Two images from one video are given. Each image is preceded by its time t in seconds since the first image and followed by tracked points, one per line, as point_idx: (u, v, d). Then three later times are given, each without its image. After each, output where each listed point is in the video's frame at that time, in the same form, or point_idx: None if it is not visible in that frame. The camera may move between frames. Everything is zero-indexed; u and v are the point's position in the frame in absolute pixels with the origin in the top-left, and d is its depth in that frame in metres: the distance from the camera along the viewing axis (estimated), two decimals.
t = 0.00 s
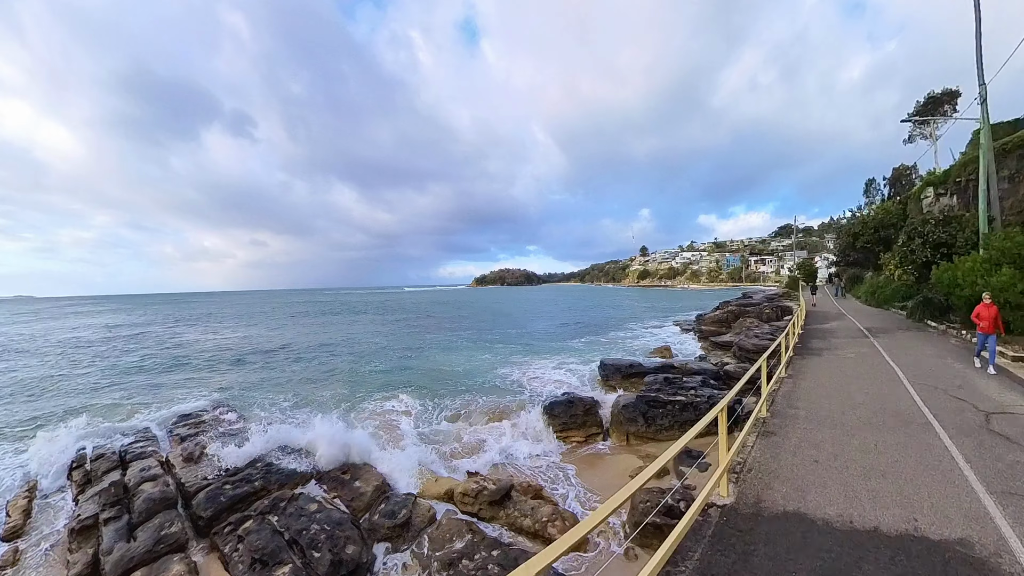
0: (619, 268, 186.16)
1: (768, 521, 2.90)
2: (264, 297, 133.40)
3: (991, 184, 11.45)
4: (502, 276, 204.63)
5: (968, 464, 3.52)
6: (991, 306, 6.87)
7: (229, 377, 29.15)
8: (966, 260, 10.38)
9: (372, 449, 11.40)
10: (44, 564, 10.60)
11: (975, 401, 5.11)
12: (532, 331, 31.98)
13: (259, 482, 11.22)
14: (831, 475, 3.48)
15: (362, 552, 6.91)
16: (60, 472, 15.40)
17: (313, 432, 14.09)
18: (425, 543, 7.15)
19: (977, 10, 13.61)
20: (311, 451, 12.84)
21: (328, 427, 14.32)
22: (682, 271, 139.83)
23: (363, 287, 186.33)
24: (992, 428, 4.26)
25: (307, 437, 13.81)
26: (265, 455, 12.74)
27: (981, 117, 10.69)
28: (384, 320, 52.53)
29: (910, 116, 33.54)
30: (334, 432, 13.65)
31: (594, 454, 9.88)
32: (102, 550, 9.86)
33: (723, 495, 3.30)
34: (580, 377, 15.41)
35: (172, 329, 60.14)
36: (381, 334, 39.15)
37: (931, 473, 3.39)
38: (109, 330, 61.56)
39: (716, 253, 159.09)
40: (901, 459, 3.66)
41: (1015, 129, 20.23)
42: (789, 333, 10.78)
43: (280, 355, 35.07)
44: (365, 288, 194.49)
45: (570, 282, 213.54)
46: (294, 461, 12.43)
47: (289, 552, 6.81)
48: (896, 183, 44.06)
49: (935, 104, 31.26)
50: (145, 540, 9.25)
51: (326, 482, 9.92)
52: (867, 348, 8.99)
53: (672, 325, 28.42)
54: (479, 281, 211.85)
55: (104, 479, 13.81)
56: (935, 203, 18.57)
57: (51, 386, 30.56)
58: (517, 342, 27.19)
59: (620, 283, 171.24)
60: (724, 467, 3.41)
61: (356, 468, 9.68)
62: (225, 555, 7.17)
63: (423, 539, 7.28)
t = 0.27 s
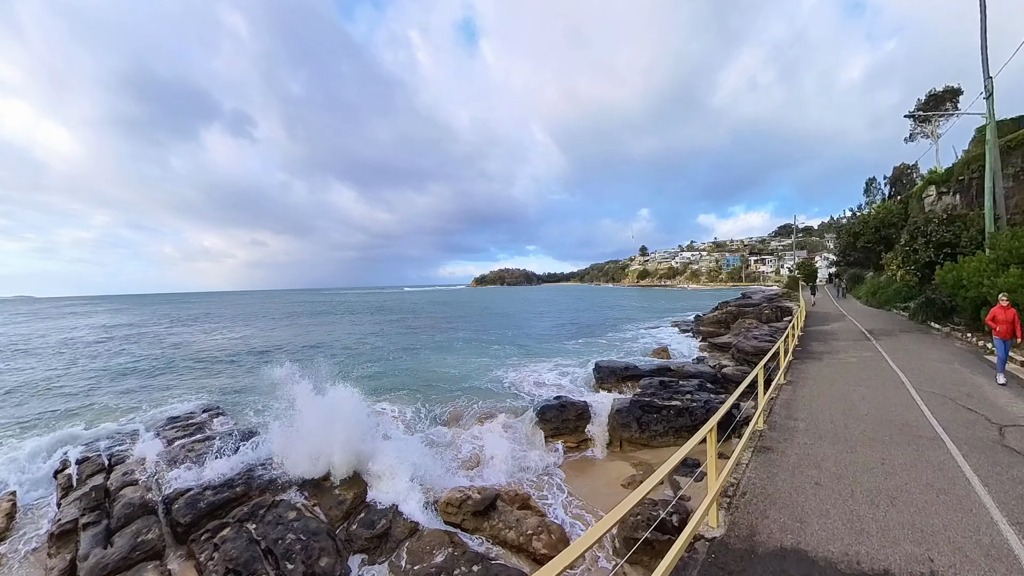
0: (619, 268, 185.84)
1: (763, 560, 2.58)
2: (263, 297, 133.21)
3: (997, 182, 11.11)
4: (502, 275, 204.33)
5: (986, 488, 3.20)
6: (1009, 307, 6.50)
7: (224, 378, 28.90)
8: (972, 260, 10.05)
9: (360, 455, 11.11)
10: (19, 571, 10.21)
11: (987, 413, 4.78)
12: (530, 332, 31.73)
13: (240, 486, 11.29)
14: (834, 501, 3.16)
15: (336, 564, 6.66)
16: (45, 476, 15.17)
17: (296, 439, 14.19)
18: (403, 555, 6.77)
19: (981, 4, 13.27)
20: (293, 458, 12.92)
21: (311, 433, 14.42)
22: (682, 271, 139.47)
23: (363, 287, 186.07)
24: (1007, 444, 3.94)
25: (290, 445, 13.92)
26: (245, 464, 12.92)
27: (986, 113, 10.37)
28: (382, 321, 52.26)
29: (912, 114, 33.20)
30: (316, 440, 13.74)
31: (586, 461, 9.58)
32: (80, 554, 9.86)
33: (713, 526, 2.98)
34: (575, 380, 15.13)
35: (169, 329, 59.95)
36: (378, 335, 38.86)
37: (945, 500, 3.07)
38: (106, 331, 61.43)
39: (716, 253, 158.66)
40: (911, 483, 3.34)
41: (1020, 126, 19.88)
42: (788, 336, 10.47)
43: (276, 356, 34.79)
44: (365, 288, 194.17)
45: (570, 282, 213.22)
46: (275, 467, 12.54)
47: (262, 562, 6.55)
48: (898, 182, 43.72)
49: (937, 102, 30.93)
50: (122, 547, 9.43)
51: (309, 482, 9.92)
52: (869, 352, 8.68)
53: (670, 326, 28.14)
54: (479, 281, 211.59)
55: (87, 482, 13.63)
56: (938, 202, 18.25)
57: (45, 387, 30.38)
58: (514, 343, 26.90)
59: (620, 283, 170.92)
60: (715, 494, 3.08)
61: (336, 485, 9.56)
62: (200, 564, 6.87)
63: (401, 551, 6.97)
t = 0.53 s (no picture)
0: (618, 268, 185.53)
1: None
2: (262, 297, 132.91)
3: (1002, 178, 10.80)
4: (502, 275, 204.12)
5: (1001, 505, 2.92)
6: None
7: (217, 379, 28.63)
8: (977, 258, 9.75)
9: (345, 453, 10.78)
10: None
11: (999, 420, 4.49)
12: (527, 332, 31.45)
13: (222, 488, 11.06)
14: (835, 523, 2.87)
15: (314, 568, 6.44)
16: (31, 478, 14.91)
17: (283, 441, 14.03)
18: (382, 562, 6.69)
19: None
20: (281, 456, 12.77)
21: (297, 434, 14.30)
22: (681, 271, 139.13)
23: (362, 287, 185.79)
24: None
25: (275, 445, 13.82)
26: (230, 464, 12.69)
27: (991, 107, 10.07)
28: (380, 321, 51.98)
29: (912, 112, 32.93)
30: (302, 443, 13.59)
31: (578, 465, 9.31)
32: (58, 555, 9.58)
33: (699, 550, 2.69)
34: (569, 381, 14.86)
35: (165, 329, 59.69)
36: (375, 335, 38.59)
37: (957, 521, 2.79)
38: (102, 330, 61.18)
39: (715, 252, 158.37)
40: (920, 500, 3.05)
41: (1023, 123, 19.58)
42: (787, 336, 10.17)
43: (271, 356, 34.52)
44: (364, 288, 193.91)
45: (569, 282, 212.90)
46: (262, 467, 12.33)
47: (238, 567, 6.32)
48: (898, 181, 43.47)
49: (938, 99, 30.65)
50: (100, 548, 9.22)
51: (290, 479, 9.78)
52: (872, 353, 8.39)
53: (668, 325, 27.86)
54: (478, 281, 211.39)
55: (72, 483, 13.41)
56: (939, 199, 17.97)
57: (36, 388, 30.08)
58: (510, 343, 26.63)
59: (620, 282, 170.63)
60: (701, 514, 2.80)
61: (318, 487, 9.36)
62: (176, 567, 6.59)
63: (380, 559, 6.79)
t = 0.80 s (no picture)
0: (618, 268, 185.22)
1: None
2: (261, 297, 132.64)
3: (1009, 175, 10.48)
4: (501, 275, 203.83)
5: None
6: None
7: (211, 380, 28.38)
8: (983, 258, 9.45)
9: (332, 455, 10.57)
10: None
11: (1015, 436, 4.19)
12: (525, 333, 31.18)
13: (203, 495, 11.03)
14: (843, 566, 2.57)
15: None
16: (16, 483, 14.66)
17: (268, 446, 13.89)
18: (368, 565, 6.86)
19: None
20: (265, 463, 12.62)
21: (284, 440, 14.15)
22: (681, 270, 138.75)
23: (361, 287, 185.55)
24: None
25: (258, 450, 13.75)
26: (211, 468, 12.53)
27: (997, 102, 9.75)
28: (378, 321, 51.75)
29: (914, 110, 32.59)
30: (290, 448, 13.36)
31: (571, 473, 9.01)
32: (33, 564, 9.14)
33: None
34: (565, 384, 14.58)
35: (162, 329, 59.44)
36: (372, 336, 38.32)
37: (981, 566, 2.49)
38: (99, 331, 60.96)
39: (715, 252, 158.00)
40: (937, 537, 2.76)
41: None
42: (787, 339, 9.87)
43: (268, 358, 34.26)
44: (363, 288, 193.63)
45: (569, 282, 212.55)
46: (243, 471, 12.25)
47: None
48: (899, 180, 43.16)
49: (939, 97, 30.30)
50: (76, 555, 8.83)
51: (267, 496, 9.13)
52: (875, 357, 8.10)
53: (667, 326, 27.57)
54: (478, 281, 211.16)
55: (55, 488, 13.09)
56: (942, 198, 17.66)
57: (30, 390, 29.84)
58: (507, 344, 26.37)
59: (620, 282, 170.36)
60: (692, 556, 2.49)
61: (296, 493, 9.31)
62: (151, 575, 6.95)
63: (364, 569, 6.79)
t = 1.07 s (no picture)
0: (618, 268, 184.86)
1: None
2: (260, 297, 132.49)
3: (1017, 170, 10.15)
4: (501, 275, 203.40)
5: None
6: None
7: (206, 380, 28.18)
8: (992, 256, 9.12)
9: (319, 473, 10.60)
10: None
11: None
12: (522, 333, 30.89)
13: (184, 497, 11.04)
14: None
15: None
16: (2, 485, 14.43)
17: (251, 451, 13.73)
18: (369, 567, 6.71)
19: None
20: (245, 465, 12.56)
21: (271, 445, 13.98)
22: (681, 270, 138.36)
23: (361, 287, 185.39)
24: None
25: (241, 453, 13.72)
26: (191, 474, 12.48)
27: (1004, 94, 9.41)
28: (376, 321, 51.49)
29: (915, 108, 32.30)
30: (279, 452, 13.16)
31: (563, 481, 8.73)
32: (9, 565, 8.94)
33: None
34: (560, 386, 14.30)
35: (159, 329, 59.25)
36: (369, 337, 38.04)
37: None
38: (96, 331, 60.80)
39: (715, 251, 157.65)
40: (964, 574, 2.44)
41: None
42: (788, 340, 9.55)
43: (263, 359, 34.00)
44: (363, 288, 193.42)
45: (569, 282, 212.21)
46: (225, 475, 12.18)
47: None
48: (899, 179, 42.88)
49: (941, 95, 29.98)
50: (54, 558, 8.76)
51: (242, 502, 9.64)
52: (880, 358, 7.79)
53: (666, 326, 27.26)
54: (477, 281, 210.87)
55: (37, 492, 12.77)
56: (945, 196, 17.34)
57: (23, 391, 29.65)
58: (504, 345, 26.07)
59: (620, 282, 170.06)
60: None
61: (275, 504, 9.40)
62: None
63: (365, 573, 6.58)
